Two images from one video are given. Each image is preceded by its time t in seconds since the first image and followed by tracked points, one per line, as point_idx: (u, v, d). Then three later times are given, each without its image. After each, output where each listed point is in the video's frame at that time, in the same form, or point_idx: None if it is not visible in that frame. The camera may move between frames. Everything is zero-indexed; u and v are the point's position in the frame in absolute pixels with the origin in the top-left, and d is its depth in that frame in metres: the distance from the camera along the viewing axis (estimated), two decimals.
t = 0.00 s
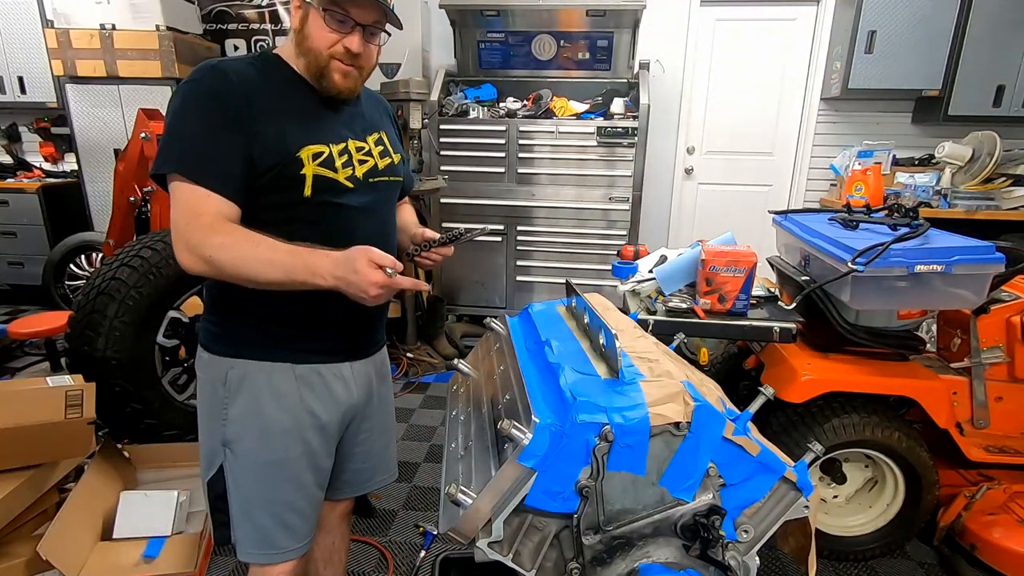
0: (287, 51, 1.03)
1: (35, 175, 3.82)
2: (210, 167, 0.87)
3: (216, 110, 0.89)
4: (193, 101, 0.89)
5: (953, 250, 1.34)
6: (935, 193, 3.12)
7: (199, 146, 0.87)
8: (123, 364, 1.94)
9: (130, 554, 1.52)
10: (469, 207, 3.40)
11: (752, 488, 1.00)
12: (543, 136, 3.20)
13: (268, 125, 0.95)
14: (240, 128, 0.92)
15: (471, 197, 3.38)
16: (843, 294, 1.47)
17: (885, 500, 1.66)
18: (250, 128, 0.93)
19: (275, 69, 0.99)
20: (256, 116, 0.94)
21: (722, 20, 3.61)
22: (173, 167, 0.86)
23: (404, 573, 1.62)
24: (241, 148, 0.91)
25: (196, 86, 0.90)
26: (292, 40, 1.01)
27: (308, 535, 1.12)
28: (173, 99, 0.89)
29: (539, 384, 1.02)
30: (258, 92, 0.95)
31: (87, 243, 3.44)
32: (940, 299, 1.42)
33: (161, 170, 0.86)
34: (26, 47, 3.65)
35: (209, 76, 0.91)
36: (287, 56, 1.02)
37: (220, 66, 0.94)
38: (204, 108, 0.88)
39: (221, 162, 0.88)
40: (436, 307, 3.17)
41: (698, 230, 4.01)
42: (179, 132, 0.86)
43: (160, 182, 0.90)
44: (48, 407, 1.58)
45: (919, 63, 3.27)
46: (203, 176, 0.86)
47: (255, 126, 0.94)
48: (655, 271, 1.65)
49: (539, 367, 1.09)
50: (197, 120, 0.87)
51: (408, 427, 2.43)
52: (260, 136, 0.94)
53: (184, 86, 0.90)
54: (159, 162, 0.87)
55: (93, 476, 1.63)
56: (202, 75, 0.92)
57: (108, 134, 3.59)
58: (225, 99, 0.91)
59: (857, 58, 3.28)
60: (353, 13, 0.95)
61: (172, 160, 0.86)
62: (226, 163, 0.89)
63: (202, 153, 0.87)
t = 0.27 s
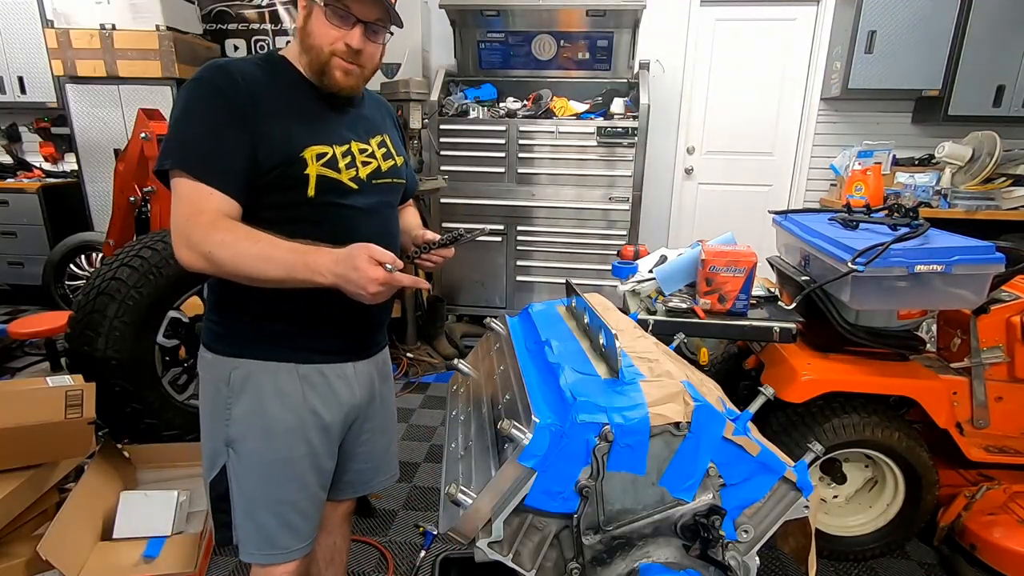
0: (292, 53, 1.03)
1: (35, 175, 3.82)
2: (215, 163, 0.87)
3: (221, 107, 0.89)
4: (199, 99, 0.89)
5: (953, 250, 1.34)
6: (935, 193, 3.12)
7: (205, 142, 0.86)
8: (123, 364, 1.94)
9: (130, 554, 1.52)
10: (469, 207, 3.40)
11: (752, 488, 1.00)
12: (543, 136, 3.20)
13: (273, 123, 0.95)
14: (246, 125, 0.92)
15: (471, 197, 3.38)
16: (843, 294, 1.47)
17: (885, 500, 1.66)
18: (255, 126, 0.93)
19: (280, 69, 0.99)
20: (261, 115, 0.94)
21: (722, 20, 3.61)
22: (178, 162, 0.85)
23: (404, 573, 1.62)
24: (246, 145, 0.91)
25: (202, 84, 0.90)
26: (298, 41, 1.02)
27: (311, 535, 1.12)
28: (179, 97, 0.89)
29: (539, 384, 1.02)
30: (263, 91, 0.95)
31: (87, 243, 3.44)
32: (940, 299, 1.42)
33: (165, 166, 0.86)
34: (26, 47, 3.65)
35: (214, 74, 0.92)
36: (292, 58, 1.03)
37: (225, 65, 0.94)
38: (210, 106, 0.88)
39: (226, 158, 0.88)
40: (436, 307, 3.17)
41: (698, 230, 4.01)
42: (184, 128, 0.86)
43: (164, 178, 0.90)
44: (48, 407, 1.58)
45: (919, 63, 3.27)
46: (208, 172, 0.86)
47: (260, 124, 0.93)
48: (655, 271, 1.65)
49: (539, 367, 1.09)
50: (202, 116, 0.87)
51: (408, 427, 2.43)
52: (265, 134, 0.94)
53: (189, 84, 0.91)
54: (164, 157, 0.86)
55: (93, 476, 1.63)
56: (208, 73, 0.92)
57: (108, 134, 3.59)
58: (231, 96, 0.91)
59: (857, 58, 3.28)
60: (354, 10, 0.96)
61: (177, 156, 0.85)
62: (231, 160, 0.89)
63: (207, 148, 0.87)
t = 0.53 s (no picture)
0: (298, 53, 1.03)
1: (35, 175, 3.82)
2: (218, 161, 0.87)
3: (226, 104, 0.89)
4: (204, 96, 0.89)
5: (953, 250, 1.34)
6: (935, 193, 3.12)
7: (208, 140, 0.87)
8: (123, 364, 1.94)
9: (130, 554, 1.52)
10: (469, 207, 3.40)
11: (751, 488, 1.00)
12: (543, 136, 3.20)
13: (277, 122, 0.95)
14: (250, 123, 0.92)
15: (471, 197, 3.38)
16: (842, 294, 1.47)
17: (885, 501, 1.66)
18: (259, 124, 0.93)
19: (285, 69, 0.99)
20: (265, 113, 0.94)
21: (722, 20, 3.61)
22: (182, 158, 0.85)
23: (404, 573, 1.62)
24: (249, 143, 0.91)
25: (207, 82, 0.90)
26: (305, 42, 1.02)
27: (307, 536, 1.12)
28: (184, 94, 0.89)
29: (539, 384, 1.02)
30: (268, 91, 0.95)
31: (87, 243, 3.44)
32: (940, 299, 1.42)
33: (170, 162, 0.86)
34: (26, 47, 3.65)
35: (219, 72, 0.92)
36: (297, 58, 1.03)
37: (231, 63, 0.94)
38: (214, 104, 0.89)
39: (230, 156, 0.88)
40: (436, 307, 3.17)
41: (698, 230, 4.02)
42: (189, 125, 0.86)
43: (168, 174, 0.90)
44: (48, 407, 1.58)
45: (919, 64, 3.27)
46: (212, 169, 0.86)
47: (264, 123, 0.93)
48: (655, 271, 1.65)
49: (539, 367, 1.09)
50: (207, 113, 0.87)
51: (408, 427, 2.43)
52: (268, 133, 0.94)
53: (195, 82, 0.91)
54: (168, 153, 0.86)
55: (93, 475, 1.63)
56: (213, 71, 0.92)
57: (108, 134, 3.59)
58: (235, 94, 0.91)
59: (857, 58, 3.28)
60: (360, 10, 0.95)
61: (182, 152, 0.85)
62: (235, 157, 0.89)
63: (212, 146, 0.87)
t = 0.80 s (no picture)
0: (300, 54, 1.03)
1: (35, 175, 3.82)
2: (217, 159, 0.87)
3: (226, 104, 0.90)
4: (203, 96, 0.89)
5: (953, 250, 1.34)
6: (935, 193, 3.12)
7: (205, 138, 0.86)
8: (123, 364, 1.94)
9: (130, 554, 1.52)
10: (469, 207, 3.40)
11: (751, 488, 1.00)
12: (543, 136, 3.20)
13: (277, 121, 0.95)
14: (249, 122, 0.92)
15: (471, 197, 3.38)
16: (842, 294, 1.47)
17: (885, 501, 1.66)
18: (258, 124, 0.93)
19: (285, 69, 0.99)
20: (265, 113, 0.94)
21: (722, 20, 3.61)
22: (181, 157, 0.85)
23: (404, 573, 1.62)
24: (247, 141, 0.91)
25: (207, 82, 0.90)
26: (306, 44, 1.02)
27: (300, 537, 1.12)
28: (185, 94, 0.89)
29: (539, 384, 1.02)
30: (269, 91, 0.95)
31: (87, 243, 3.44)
32: (940, 299, 1.42)
33: (167, 161, 0.86)
34: (26, 47, 3.65)
35: (219, 72, 0.92)
36: (298, 57, 1.03)
37: (231, 63, 0.95)
38: (214, 103, 0.89)
39: (229, 155, 0.88)
40: (436, 307, 3.17)
41: (698, 230, 4.02)
42: (188, 124, 0.87)
43: (166, 175, 0.90)
44: (48, 407, 1.58)
45: (919, 63, 3.27)
46: (210, 168, 0.86)
47: (263, 122, 0.93)
48: (655, 271, 1.65)
49: (539, 367, 1.09)
50: (207, 113, 0.88)
51: (408, 427, 2.43)
52: (268, 132, 0.94)
53: (195, 81, 0.91)
54: (167, 152, 0.86)
55: (93, 475, 1.63)
56: (213, 71, 0.92)
57: (108, 134, 3.59)
58: (235, 94, 0.91)
59: (857, 58, 3.28)
60: (363, 11, 0.95)
61: (180, 151, 0.85)
62: (234, 157, 0.89)
63: (211, 146, 0.87)
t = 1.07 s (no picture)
0: (294, 56, 1.02)
1: (35, 175, 3.82)
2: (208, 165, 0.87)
3: (217, 110, 0.90)
4: (195, 101, 0.89)
5: (953, 250, 1.34)
6: (935, 193, 3.12)
7: (194, 143, 0.87)
8: (123, 364, 1.94)
9: (130, 554, 1.52)
10: (469, 207, 3.40)
11: (752, 488, 1.00)
12: (543, 136, 3.20)
13: (268, 124, 0.95)
14: (240, 127, 0.92)
15: (471, 197, 3.38)
16: (842, 294, 1.47)
17: (885, 501, 1.66)
18: (249, 128, 0.93)
19: (278, 71, 0.99)
20: (256, 117, 0.94)
21: (722, 20, 3.61)
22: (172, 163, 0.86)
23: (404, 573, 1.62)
24: (238, 146, 0.91)
25: (198, 88, 0.90)
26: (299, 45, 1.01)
27: (295, 538, 1.12)
28: (178, 100, 0.90)
29: (539, 384, 1.02)
30: (261, 94, 0.95)
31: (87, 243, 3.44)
32: (940, 299, 1.42)
33: (159, 166, 0.87)
34: (26, 47, 3.65)
35: (210, 76, 0.92)
36: (292, 59, 1.02)
37: (223, 67, 0.94)
38: (204, 108, 0.89)
39: (219, 161, 0.89)
40: (436, 307, 3.17)
41: (698, 230, 4.02)
42: (178, 130, 0.87)
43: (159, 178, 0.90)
44: (48, 407, 1.58)
45: (919, 63, 3.27)
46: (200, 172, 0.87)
47: (255, 126, 0.94)
48: (655, 271, 1.65)
49: (539, 367, 1.09)
50: (197, 120, 0.88)
51: (408, 427, 2.43)
52: (260, 135, 0.94)
53: (187, 86, 0.91)
54: (159, 157, 0.87)
55: (93, 475, 1.63)
56: (205, 75, 0.92)
57: (108, 134, 3.59)
58: (226, 99, 0.91)
59: (857, 58, 3.28)
60: (358, 19, 0.95)
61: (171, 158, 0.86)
62: (224, 163, 0.89)
63: (201, 152, 0.87)
